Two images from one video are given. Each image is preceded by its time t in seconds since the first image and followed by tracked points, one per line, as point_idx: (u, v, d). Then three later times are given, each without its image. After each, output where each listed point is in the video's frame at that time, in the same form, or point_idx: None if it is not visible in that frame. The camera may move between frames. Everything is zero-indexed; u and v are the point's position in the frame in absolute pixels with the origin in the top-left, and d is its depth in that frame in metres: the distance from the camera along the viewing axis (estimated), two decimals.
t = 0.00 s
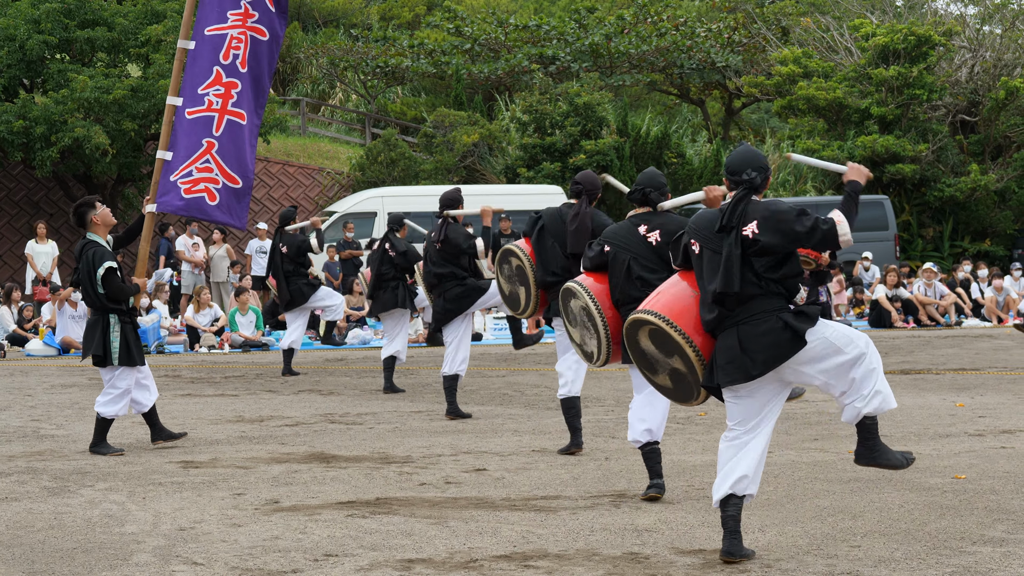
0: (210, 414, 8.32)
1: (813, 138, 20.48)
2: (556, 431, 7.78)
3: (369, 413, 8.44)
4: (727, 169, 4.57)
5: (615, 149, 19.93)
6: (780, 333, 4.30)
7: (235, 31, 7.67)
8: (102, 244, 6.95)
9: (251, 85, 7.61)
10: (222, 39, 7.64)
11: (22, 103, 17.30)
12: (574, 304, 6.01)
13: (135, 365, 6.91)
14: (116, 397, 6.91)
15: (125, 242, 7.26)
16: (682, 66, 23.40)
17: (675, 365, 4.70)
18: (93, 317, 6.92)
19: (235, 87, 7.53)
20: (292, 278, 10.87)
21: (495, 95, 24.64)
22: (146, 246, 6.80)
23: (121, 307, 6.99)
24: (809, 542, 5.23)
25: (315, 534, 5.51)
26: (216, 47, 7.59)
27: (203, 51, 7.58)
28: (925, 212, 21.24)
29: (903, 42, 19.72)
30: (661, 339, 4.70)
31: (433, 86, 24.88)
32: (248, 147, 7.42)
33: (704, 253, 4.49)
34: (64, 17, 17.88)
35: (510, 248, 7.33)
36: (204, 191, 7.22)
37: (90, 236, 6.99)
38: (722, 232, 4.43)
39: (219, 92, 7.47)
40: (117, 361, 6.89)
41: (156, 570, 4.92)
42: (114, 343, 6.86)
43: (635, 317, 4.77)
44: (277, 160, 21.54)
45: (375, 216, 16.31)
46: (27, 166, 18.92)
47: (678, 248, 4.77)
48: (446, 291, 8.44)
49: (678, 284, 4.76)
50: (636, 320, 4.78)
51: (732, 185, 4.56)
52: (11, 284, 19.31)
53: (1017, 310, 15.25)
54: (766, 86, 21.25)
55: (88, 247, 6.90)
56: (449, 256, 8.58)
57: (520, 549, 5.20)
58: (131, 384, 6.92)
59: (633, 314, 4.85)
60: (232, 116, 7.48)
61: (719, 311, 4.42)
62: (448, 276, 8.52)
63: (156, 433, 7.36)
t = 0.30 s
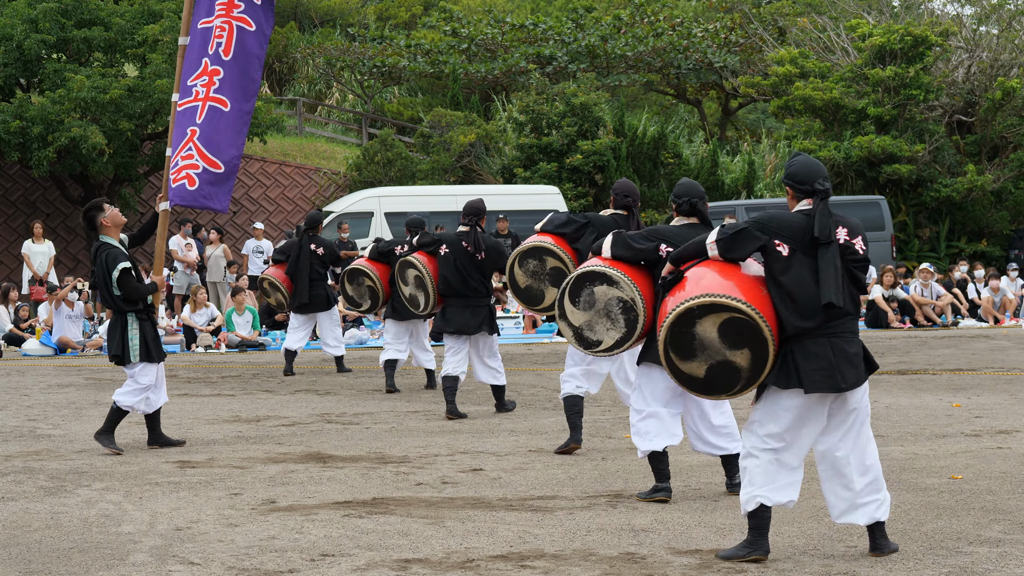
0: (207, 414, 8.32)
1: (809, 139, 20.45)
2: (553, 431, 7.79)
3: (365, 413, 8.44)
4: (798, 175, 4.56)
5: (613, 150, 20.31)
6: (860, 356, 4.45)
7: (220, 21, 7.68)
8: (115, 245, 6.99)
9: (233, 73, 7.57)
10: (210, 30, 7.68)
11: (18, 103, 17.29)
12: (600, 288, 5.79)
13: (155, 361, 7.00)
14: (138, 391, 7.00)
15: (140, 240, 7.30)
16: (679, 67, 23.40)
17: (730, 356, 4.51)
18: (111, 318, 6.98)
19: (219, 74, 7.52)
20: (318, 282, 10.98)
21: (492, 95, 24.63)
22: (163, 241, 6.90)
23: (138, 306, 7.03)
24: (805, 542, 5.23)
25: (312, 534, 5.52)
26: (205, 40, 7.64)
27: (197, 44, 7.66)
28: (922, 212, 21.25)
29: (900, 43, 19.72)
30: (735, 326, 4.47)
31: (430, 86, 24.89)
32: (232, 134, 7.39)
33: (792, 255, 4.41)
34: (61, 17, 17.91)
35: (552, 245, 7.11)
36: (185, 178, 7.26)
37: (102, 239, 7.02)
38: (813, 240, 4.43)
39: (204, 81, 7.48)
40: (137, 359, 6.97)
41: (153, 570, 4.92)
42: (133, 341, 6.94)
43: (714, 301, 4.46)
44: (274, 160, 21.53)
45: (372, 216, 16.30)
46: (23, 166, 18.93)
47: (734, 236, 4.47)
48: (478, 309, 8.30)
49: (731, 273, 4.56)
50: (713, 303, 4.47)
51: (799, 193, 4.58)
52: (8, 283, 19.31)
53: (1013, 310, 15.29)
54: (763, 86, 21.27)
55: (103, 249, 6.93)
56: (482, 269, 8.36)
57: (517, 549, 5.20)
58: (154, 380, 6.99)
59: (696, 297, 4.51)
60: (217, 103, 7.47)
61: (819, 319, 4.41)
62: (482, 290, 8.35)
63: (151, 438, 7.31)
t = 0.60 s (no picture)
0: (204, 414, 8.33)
1: (806, 138, 20.41)
2: (550, 431, 7.79)
3: (362, 413, 8.44)
4: (858, 164, 4.70)
5: (610, 150, 20.22)
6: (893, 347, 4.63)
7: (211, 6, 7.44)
8: (122, 238, 7.04)
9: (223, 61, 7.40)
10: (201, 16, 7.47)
11: (15, 103, 17.31)
12: (685, 265, 6.16)
13: (172, 342, 7.09)
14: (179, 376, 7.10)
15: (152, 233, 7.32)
16: (676, 67, 23.45)
17: (808, 320, 4.40)
18: (120, 310, 7.03)
19: (208, 64, 7.39)
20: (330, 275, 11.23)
21: (489, 95, 24.64)
22: (168, 237, 6.90)
23: (145, 297, 7.05)
24: (801, 542, 5.23)
25: (309, 534, 5.51)
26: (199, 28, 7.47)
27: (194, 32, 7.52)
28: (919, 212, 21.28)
29: (897, 43, 19.72)
30: (829, 292, 4.37)
31: (427, 87, 24.88)
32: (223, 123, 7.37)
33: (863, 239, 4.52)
34: (58, 17, 17.93)
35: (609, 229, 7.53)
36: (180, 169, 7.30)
37: (109, 233, 7.09)
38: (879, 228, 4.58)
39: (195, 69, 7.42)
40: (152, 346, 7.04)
41: (149, 570, 4.92)
42: (145, 330, 6.98)
43: (824, 263, 4.31)
44: (271, 160, 21.51)
45: (369, 216, 16.32)
46: (20, 166, 18.93)
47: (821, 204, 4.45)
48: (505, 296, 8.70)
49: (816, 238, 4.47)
50: (821, 266, 4.31)
51: (859, 181, 4.71)
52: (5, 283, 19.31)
53: (1010, 311, 15.30)
54: (761, 86, 21.29)
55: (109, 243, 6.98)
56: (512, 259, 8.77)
57: (514, 549, 5.19)
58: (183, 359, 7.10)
59: (807, 254, 4.33)
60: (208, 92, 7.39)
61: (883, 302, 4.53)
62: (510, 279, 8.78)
63: (150, 438, 7.27)
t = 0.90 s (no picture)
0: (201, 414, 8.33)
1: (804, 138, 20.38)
2: (548, 431, 7.78)
3: (360, 413, 8.43)
4: (857, 164, 4.71)
5: (607, 149, 20.26)
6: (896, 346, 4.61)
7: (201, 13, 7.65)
8: (124, 237, 7.05)
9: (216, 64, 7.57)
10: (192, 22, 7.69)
11: (12, 103, 17.33)
12: (700, 257, 6.06)
13: (181, 333, 7.10)
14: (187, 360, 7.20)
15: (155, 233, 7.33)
16: (673, 66, 23.49)
17: (814, 310, 4.38)
18: (124, 310, 7.01)
19: (201, 67, 7.54)
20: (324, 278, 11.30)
21: (486, 95, 24.65)
22: (169, 236, 6.91)
23: (148, 296, 7.04)
24: (798, 542, 5.22)
25: (306, 534, 5.51)
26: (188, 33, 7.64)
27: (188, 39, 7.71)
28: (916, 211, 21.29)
29: (894, 42, 19.74)
30: (836, 281, 4.36)
31: (424, 86, 24.88)
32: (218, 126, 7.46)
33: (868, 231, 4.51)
34: (55, 17, 17.97)
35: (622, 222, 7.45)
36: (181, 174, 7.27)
37: (110, 233, 7.08)
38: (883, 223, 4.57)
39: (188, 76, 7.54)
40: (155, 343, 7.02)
41: (146, 570, 4.92)
42: (149, 328, 6.97)
43: (832, 251, 4.30)
44: (269, 160, 21.50)
45: (366, 216, 16.32)
46: (17, 167, 18.94)
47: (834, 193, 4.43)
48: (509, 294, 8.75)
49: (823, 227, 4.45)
50: (827, 253, 4.30)
51: (859, 181, 4.70)
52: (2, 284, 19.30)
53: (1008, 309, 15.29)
54: (757, 86, 21.28)
55: (112, 243, 7.00)
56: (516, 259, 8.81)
57: (512, 549, 5.19)
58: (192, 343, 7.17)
59: (813, 242, 4.31)
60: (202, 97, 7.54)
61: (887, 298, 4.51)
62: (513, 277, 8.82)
63: (148, 438, 7.27)
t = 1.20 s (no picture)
0: (200, 414, 8.32)
1: (803, 137, 20.41)
2: (548, 431, 7.78)
3: (359, 413, 8.43)
4: (806, 172, 4.67)
5: (606, 148, 20.30)
6: (890, 341, 4.54)
7: (206, 34, 8.02)
8: (128, 252, 7.08)
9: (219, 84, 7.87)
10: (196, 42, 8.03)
11: (11, 103, 17.36)
12: (630, 278, 6.14)
13: (170, 365, 7.03)
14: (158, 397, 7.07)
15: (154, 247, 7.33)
16: (672, 66, 23.53)
17: (762, 346, 4.56)
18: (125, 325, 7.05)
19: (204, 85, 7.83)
20: (307, 279, 11.10)
21: (485, 94, 24.65)
22: (172, 249, 6.90)
23: (150, 313, 7.06)
24: (797, 541, 5.22)
25: (305, 534, 5.50)
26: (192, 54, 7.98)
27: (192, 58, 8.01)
28: (915, 211, 21.32)
29: (892, 41, 19.74)
30: (769, 316, 4.53)
31: (423, 87, 24.87)
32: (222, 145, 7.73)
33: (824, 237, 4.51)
34: (54, 17, 17.91)
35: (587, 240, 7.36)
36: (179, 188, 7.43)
37: (114, 247, 7.12)
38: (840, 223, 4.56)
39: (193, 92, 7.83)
40: (152, 363, 7.01)
41: (147, 570, 4.91)
42: (146, 346, 6.98)
43: (746, 289, 4.52)
44: (268, 160, 21.51)
45: (365, 216, 16.31)
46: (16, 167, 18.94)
47: (767, 223, 4.52)
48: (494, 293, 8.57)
49: (761, 262, 4.60)
50: (748, 291, 4.51)
51: (812, 187, 4.67)
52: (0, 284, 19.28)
53: (1007, 308, 15.28)
54: (756, 85, 21.28)
55: (115, 257, 7.04)
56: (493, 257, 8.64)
57: (511, 549, 5.19)
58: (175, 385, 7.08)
59: (729, 286, 4.56)
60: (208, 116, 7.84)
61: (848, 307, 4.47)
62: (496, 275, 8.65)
63: (134, 442, 7.11)
